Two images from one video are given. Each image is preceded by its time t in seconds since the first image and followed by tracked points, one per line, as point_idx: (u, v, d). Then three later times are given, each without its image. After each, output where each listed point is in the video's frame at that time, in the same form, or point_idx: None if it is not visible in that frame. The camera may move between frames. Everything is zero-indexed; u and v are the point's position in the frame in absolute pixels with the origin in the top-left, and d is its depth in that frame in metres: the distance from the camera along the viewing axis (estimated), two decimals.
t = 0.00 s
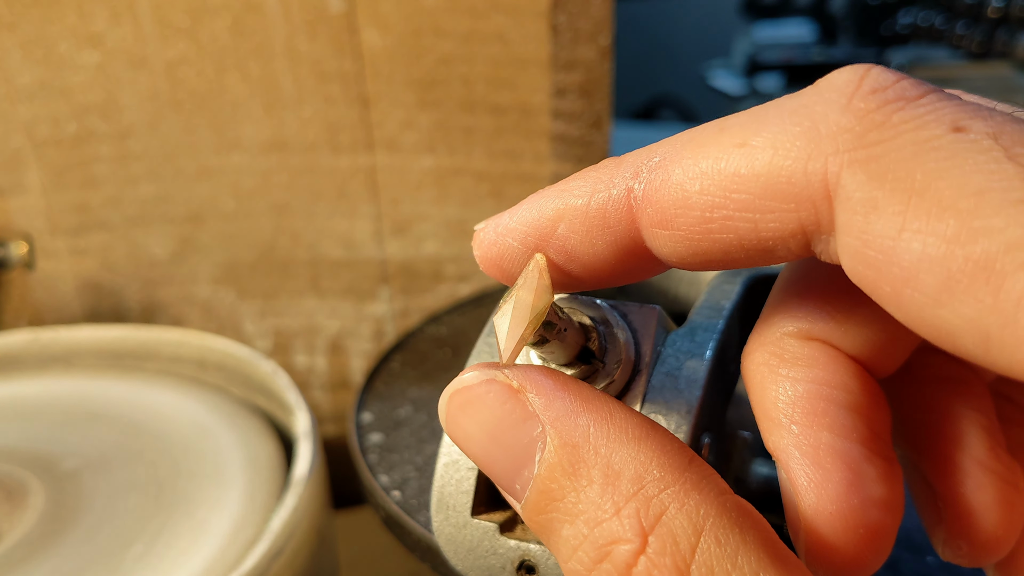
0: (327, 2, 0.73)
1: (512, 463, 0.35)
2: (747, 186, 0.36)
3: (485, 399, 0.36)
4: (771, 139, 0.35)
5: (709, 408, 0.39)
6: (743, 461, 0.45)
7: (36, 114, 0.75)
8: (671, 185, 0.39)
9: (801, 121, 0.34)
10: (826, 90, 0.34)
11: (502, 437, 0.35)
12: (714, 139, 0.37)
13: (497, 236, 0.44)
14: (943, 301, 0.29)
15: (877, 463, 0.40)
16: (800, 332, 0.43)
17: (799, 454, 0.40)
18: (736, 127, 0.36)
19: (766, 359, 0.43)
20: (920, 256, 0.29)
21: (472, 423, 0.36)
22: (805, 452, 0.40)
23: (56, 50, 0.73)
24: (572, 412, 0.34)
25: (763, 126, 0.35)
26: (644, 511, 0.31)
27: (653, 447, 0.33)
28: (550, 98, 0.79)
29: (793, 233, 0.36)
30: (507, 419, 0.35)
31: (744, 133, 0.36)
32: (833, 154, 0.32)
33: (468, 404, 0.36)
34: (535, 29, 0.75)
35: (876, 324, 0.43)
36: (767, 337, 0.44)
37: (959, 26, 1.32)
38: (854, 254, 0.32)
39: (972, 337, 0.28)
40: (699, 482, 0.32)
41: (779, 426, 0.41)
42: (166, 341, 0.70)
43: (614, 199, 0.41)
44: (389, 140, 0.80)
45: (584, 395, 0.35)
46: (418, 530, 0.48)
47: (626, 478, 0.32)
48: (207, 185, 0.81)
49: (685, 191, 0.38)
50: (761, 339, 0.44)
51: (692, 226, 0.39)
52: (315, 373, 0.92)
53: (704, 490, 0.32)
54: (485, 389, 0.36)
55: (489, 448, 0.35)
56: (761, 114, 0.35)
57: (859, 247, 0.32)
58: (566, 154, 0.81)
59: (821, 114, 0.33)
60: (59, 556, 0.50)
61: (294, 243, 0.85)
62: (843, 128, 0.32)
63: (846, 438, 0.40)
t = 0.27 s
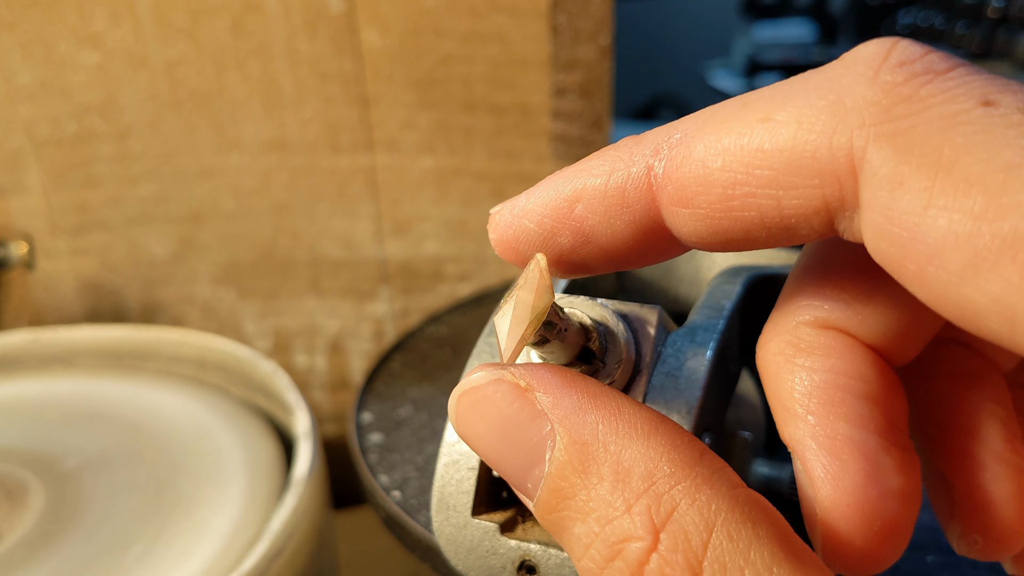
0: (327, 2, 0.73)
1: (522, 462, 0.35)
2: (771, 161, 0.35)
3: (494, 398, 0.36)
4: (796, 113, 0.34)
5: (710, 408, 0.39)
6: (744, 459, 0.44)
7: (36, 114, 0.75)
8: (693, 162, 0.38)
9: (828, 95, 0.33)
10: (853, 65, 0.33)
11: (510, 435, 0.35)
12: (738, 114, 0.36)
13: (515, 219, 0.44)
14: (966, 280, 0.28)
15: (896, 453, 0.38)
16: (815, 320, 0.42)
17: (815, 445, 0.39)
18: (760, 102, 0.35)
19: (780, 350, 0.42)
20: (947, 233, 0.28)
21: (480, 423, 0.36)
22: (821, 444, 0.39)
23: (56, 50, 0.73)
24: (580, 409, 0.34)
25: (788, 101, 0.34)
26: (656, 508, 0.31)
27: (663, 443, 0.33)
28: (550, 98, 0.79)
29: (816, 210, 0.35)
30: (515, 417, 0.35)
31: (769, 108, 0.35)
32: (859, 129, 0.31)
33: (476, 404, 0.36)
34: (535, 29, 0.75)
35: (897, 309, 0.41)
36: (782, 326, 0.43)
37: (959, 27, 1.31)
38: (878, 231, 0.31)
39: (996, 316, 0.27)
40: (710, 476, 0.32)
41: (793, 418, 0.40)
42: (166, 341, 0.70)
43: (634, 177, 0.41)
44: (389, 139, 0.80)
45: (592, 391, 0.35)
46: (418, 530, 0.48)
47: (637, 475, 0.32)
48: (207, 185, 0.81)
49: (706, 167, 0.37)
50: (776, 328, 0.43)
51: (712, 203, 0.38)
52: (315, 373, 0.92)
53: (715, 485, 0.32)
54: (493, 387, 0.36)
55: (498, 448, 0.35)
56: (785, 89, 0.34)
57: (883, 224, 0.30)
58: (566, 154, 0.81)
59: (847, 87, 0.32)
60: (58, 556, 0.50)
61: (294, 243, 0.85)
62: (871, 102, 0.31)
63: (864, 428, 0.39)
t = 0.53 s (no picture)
0: (327, 2, 0.73)
1: (549, 477, 0.35)
2: (864, 120, 0.34)
3: (518, 414, 0.35)
4: (889, 68, 0.33)
5: (711, 407, 0.39)
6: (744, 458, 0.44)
7: (36, 114, 0.75)
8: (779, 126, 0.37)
9: (924, 49, 0.32)
10: (949, 20, 0.32)
11: (535, 452, 0.35)
12: (824, 76, 0.35)
13: (588, 219, 0.43)
14: None
15: (943, 456, 0.37)
16: (862, 318, 0.42)
17: (859, 444, 0.38)
18: (847, 62, 0.34)
19: (825, 346, 0.42)
20: None
21: (507, 442, 0.35)
22: (864, 442, 0.38)
23: (56, 49, 0.73)
24: (602, 424, 0.34)
25: (879, 58, 0.33)
26: (679, 521, 0.32)
27: (686, 456, 0.33)
28: (550, 98, 0.78)
29: (910, 169, 0.34)
30: (539, 433, 0.35)
31: (857, 67, 0.34)
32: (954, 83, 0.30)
33: (501, 421, 0.36)
34: (535, 29, 0.75)
35: (948, 305, 0.40)
36: (828, 323, 0.42)
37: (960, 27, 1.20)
38: (962, 186, 0.31)
39: None
40: (732, 487, 0.32)
41: (837, 416, 0.39)
42: (166, 341, 0.70)
43: (713, 151, 0.40)
44: (389, 139, 0.80)
45: (608, 403, 0.35)
46: (418, 530, 0.48)
47: (661, 486, 0.32)
48: (207, 185, 0.81)
49: (791, 132, 0.36)
50: (821, 325, 0.42)
51: (799, 170, 0.37)
52: (315, 373, 0.92)
53: (739, 496, 0.32)
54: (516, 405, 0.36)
55: (522, 465, 0.35)
56: (878, 45, 0.34)
57: (968, 181, 0.30)
58: (565, 154, 0.81)
59: (946, 41, 0.32)
60: (59, 556, 0.51)
61: (294, 243, 0.85)
62: (972, 57, 0.31)
63: (910, 428, 0.38)
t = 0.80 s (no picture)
0: (326, 2, 0.73)
1: (624, 456, 0.35)
2: (873, 188, 0.32)
3: (622, 384, 0.37)
4: (897, 137, 0.31)
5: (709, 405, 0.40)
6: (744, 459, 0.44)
7: (36, 113, 0.76)
8: (786, 196, 0.35)
9: (928, 118, 0.30)
10: (954, 83, 0.30)
11: (627, 425, 0.36)
12: (830, 145, 0.33)
13: (599, 296, 0.40)
14: None
15: (971, 508, 0.37)
16: (884, 365, 0.40)
17: (886, 498, 0.38)
18: (851, 129, 0.32)
19: (847, 395, 0.41)
20: None
21: (604, 403, 0.36)
22: (891, 496, 0.37)
23: (56, 49, 0.73)
24: (696, 418, 0.34)
25: (885, 125, 0.31)
26: (732, 531, 0.31)
27: (758, 476, 0.32)
28: (550, 98, 0.78)
29: (925, 239, 0.32)
30: (637, 406, 0.36)
31: (863, 135, 0.32)
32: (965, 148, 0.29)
33: (607, 384, 0.37)
34: (535, 29, 0.75)
35: (976, 354, 0.39)
36: (849, 371, 0.41)
37: (959, 26, 1.22)
38: (978, 254, 0.29)
39: None
40: (800, 514, 0.31)
41: (862, 468, 0.39)
42: (166, 341, 0.70)
43: (722, 223, 0.38)
44: (389, 139, 0.80)
45: (712, 407, 0.35)
46: (418, 530, 0.48)
47: (726, 494, 0.32)
48: (207, 185, 0.81)
49: (801, 202, 0.34)
50: (842, 373, 0.41)
51: (811, 240, 0.35)
52: (315, 373, 0.92)
53: (802, 523, 0.31)
54: (626, 373, 0.37)
55: (607, 435, 0.36)
56: (875, 116, 0.32)
57: (986, 249, 0.29)
58: (565, 154, 0.81)
59: (951, 107, 0.30)
60: (58, 556, 0.50)
61: (294, 243, 0.85)
62: (977, 121, 0.29)
63: (938, 481, 0.37)
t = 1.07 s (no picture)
0: (326, 2, 0.73)
1: (615, 450, 0.35)
2: (871, 187, 0.33)
3: (612, 379, 0.37)
4: (892, 135, 0.32)
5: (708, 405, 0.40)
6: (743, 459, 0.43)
7: (36, 113, 0.76)
8: (782, 194, 0.36)
9: (926, 115, 0.31)
10: (953, 79, 0.31)
11: (618, 417, 0.36)
12: (825, 142, 0.34)
13: (588, 290, 0.40)
14: None
15: (968, 509, 0.38)
16: (881, 370, 0.41)
17: (885, 499, 0.39)
18: (849, 125, 0.33)
19: (846, 398, 0.42)
20: None
21: (592, 397, 0.36)
22: (889, 497, 0.38)
23: (56, 49, 0.73)
24: (689, 412, 0.35)
25: (882, 123, 0.32)
26: (728, 527, 0.31)
27: (754, 470, 0.33)
28: (549, 97, 0.78)
29: (922, 238, 0.33)
30: (626, 398, 0.36)
31: (861, 131, 0.33)
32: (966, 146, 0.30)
33: (596, 379, 0.37)
34: (535, 29, 0.75)
35: (970, 358, 0.40)
36: (847, 376, 0.42)
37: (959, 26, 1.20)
38: (979, 259, 0.30)
39: None
40: (797, 510, 0.31)
41: (861, 470, 0.40)
42: (166, 340, 0.70)
43: (715, 219, 0.39)
44: (389, 139, 0.80)
45: (705, 399, 0.35)
46: (417, 530, 0.48)
47: (722, 488, 0.32)
48: (207, 185, 0.81)
49: (796, 199, 0.35)
50: (841, 378, 0.42)
51: (808, 238, 0.36)
52: (315, 373, 0.92)
53: (798, 520, 0.31)
54: (615, 364, 0.37)
55: (597, 429, 0.36)
56: (877, 111, 0.33)
57: (987, 252, 0.30)
58: (565, 154, 0.81)
59: (950, 103, 0.31)
60: (58, 556, 0.51)
61: (294, 242, 0.85)
62: (978, 119, 0.30)
63: (934, 483, 0.39)
